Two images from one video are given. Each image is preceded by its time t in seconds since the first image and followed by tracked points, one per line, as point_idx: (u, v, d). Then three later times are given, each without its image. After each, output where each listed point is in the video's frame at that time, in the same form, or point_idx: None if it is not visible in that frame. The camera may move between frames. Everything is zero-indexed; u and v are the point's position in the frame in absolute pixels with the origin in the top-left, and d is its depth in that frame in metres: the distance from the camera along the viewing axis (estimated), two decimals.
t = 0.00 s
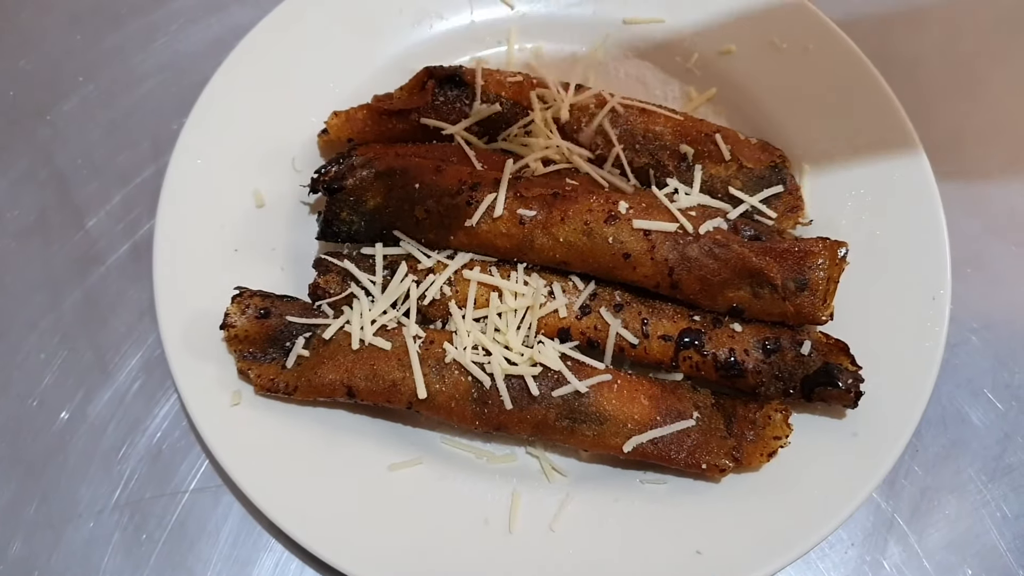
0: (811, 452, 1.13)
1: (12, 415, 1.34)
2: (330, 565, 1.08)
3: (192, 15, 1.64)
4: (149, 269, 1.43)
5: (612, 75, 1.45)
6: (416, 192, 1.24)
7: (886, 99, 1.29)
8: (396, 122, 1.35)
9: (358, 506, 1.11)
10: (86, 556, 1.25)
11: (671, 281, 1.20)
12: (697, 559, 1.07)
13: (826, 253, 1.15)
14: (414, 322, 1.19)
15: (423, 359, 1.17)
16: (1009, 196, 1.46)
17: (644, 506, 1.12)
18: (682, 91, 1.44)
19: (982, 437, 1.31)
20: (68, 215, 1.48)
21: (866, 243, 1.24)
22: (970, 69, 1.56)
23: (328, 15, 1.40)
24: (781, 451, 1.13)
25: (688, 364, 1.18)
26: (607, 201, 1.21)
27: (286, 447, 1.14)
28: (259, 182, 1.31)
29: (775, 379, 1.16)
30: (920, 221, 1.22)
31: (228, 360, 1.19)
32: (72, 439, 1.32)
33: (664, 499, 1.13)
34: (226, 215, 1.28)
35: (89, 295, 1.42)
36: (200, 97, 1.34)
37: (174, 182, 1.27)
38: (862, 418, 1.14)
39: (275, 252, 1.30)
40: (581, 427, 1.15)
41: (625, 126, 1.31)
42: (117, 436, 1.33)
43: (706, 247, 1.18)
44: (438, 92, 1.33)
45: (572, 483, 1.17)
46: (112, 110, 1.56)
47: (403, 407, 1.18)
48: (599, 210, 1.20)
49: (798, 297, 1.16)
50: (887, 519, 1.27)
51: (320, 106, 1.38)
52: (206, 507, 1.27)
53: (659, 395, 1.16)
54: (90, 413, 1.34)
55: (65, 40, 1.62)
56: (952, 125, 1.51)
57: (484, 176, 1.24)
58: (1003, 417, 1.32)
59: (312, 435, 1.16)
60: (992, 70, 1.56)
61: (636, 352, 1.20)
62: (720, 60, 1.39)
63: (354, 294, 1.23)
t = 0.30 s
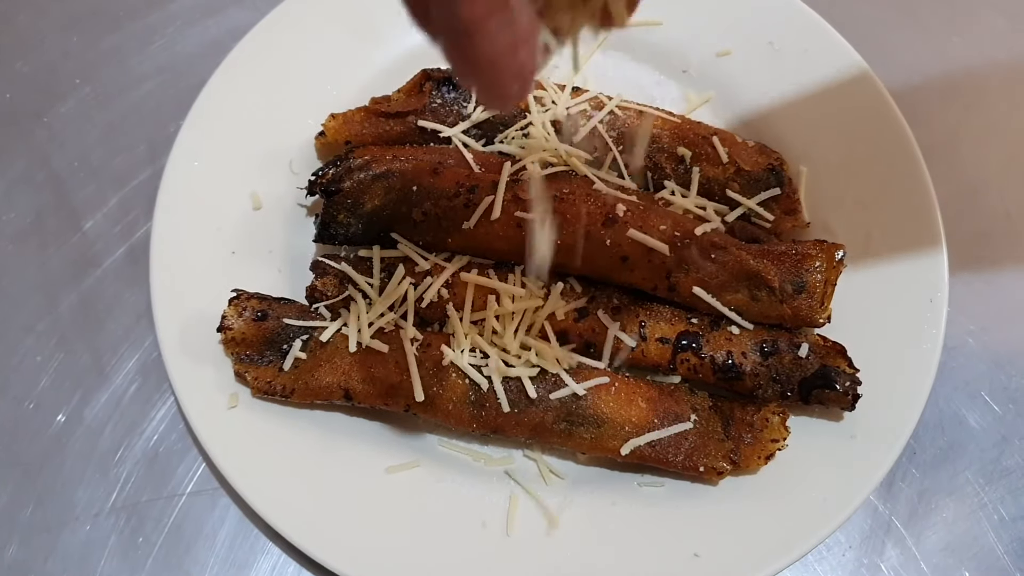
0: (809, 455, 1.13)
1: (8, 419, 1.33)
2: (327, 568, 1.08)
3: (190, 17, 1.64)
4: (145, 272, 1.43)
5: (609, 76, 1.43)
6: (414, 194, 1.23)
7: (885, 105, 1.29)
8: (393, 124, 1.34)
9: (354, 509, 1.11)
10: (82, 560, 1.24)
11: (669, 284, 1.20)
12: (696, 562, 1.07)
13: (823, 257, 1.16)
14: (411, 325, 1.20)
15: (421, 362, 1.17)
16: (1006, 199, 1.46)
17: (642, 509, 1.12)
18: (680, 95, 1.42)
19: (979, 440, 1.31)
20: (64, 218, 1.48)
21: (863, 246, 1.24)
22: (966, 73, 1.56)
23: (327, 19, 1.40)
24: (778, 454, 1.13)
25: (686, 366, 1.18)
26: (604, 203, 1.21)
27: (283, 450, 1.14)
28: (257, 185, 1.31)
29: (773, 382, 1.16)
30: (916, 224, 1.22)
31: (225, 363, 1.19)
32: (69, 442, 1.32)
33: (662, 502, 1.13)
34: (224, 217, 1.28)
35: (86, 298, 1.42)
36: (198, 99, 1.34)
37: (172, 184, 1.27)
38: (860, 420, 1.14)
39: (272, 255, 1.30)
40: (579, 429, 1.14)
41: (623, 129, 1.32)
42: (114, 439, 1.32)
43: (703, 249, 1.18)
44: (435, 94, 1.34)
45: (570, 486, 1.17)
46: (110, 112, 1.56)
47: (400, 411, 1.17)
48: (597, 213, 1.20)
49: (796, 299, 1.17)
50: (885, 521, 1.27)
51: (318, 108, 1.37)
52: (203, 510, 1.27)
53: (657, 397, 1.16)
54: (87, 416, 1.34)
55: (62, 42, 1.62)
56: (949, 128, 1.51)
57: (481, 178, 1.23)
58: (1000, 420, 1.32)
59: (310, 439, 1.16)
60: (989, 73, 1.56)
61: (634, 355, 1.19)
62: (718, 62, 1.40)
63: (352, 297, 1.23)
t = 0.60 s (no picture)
0: (805, 456, 1.13)
1: (5, 420, 1.33)
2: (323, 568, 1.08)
3: (187, 19, 1.64)
4: (143, 273, 1.43)
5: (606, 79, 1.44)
6: (411, 195, 1.23)
7: (884, 109, 1.29)
8: (391, 125, 1.35)
9: (351, 510, 1.11)
10: (79, 561, 1.24)
11: (666, 285, 1.20)
12: (693, 563, 1.07)
13: (820, 257, 1.15)
14: (408, 326, 1.19)
15: (418, 364, 1.17)
16: (1003, 200, 1.47)
17: (639, 510, 1.12)
18: (676, 94, 1.42)
19: (976, 441, 1.31)
20: (61, 219, 1.48)
21: (860, 246, 1.24)
22: (962, 74, 1.56)
23: (324, 21, 1.40)
24: (776, 454, 1.14)
25: (683, 367, 1.18)
26: (601, 204, 1.21)
27: (279, 452, 1.14)
28: (253, 186, 1.31)
29: (770, 383, 1.16)
30: (913, 228, 1.22)
31: (223, 365, 1.19)
32: (65, 444, 1.32)
33: (658, 503, 1.13)
34: (221, 218, 1.28)
35: (83, 299, 1.41)
36: (195, 99, 1.34)
37: (168, 185, 1.27)
38: (857, 422, 1.14)
39: (269, 256, 1.30)
40: (576, 431, 1.14)
41: (620, 130, 1.31)
42: (111, 440, 1.32)
43: (700, 250, 1.18)
44: (432, 96, 1.33)
45: (567, 487, 1.17)
46: (107, 113, 1.56)
47: (397, 412, 1.17)
48: (593, 214, 1.20)
49: (793, 300, 1.16)
50: (882, 522, 1.27)
51: (315, 109, 1.38)
52: (200, 511, 1.27)
53: (654, 398, 1.16)
54: (84, 417, 1.34)
55: (59, 43, 1.62)
56: (946, 130, 1.52)
57: (478, 180, 1.23)
58: (997, 421, 1.32)
59: (306, 440, 1.16)
60: (985, 74, 1.56)
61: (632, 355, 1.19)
62: (715, 63, 1.40)
63: (347, 298, 1.23)
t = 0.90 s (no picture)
0: (805, 456, 1.13)
1: (5, 420, 1.33)
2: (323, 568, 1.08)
3: (187, 19, 1.64)
4: (143, 273, 1.43)
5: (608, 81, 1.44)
6: (412, 195, 1.24)
7: (884, 110, 1.29)
8: (391, 125, 1.35)
9: (350, 509, 1.11)
10: (79, 561, 1.24)
11: (666, 285, 1.20)
12: (693, 563, 1.07)
13: (820, 257, 1.15)
14: (408, 326, 1.19)
15: (418, 364, 1.17)
16: (1002, 200, 1.47)
17: (639, 510, 1.12)
18: (676, 95, 1.44)
19: (976, 441, 1.31)
20: (62, 219, 1.48)
21: (859, 247, 1.24)
22: (962, 74, 1.57)
23: (324, 21, 1.40)
24: (776, 454, 1.14)
25: (683, 367, 1.18)
26: (600, 204, 1.21)
27: (279, 451, 1.14)
28: (253, 186, 1.31)
29: (770, 383, 1.16)
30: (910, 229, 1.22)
31: (223, 365, 1.19)
32: (65, 443, 1.32)
33: (658, 503, 1.13)
34: (221, 218, 1.28)
35: (83, 299, 1.41)
36: (195, 99, 1.34)
37: (168, 184, 1.27)
38: (857, 422, 1.14)
39: (269, 256, 1.30)
40: (576, 431, 1.15)
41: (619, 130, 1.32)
42: (111, 440, 1.32)
43: (700, 249, 1.18)
44: (432, 96, 1.33)
45: (567, 487, 1.17)
46: (107, 113, 1.56)
47: (397, 412, 1.18)
48: (593, 213, 1.20)
49: (792, 300, 1.16)
50: (881, 522, 1.27)
51: (315, 109, 1.38)
52: (200, 511, 1.27)
53: (654, 398, 1.16)
54: (84, 417, 1.34)
55: (59, 44, 1.62)
56: (945, 130, 1.52)
57: (478, 180, 1.24)
58: (997, 421, 1.32)
59: (307, 440, 1.16)
60: (984, 74, 1.57)
61: (632, 355, 1.19)
62: (715, 64, 1.40)
63: (347, 298, 1.23)
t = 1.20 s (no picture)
0: (803, 456, 1.13)
1: (3, 419, 1.33)
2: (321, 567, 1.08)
3: (186, 18, 1.64)
4: (141, 272, 1.42)
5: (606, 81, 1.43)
6: (410, 195, 1.24)
7: (883, 111, 1.29)
8: (389, 125, 1.35)
9: (349, 510, 1.10)
10: (78, 561, 1.24)
11: (664, 284, 1.20)
12: (692, 562, 1.07)
13: (818, 257, 1.16)
14: (407, 326, 1.20)
15: (417, 363, 1.17)
16: (1001, 200, 1.47)
17: (638, 510, 1.13)
18: (674, 93, 1.42)
19: (975, 440, 1.31)
20: (60, 219, 1.48)
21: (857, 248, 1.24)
22: (960, 75, 1.57)
23: (323, 20, 1.40)
24: (774, 454, 1.14)
25: (681, 367, 1.18)
26: (599, 204, 1.21)
27: (277, 451, 1.14)
28: (252, 186, 1.31)
29: (768, 383, 1.16)
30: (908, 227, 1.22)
31: (221, 364, 1.19)
32: (64, 443, 1.32)
33: (657, 503, 1.13)
34: (220, 218, 1.28)
35: (82, 299, 1.41)
36: (194, 99, 1.34)
37: (167, 184, 1.27)
38: (855, 421, 1.14)
39: (268, 256, 1.30)
40: (574, 431, 1.14)
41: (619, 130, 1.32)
42: (110, 440, 1.32)
43: (698, 249, 1.19)
44: (430, 95, 1.34)
45: (566, 486, 1.17)
46: (105, 113, 1.56)
47: (396, 412, 1.17)
48: (591, 213, 1.20)
49: (791, 300, 1.16)
50: (880, 522, 1.27)
51: (313, 109, 1.38)
52: (199, 510, 1.27)
53: (652, 398, 1.16)
54: (82, 417, 1.34)
55: (58, 43, 1.62)
56: (944, 130, 1.52)
57: (477, 180, 1.23)
58: (995, 421, 1.33)
59: (305, 440, 1.16)
60: (982, 75, 1.57)
61: (631, 355, 1.19)
62: (714, 63, 1.40)
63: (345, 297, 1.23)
